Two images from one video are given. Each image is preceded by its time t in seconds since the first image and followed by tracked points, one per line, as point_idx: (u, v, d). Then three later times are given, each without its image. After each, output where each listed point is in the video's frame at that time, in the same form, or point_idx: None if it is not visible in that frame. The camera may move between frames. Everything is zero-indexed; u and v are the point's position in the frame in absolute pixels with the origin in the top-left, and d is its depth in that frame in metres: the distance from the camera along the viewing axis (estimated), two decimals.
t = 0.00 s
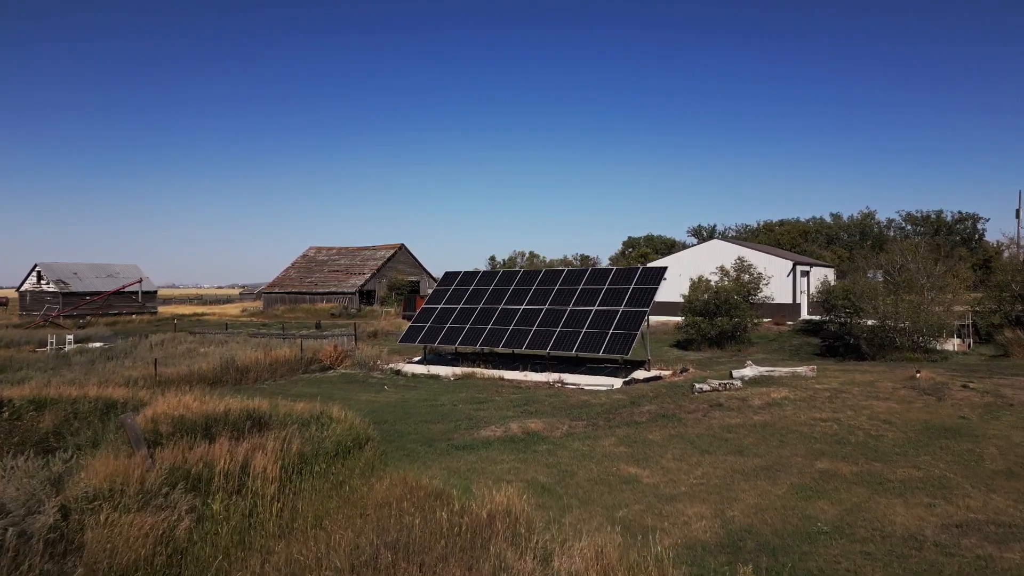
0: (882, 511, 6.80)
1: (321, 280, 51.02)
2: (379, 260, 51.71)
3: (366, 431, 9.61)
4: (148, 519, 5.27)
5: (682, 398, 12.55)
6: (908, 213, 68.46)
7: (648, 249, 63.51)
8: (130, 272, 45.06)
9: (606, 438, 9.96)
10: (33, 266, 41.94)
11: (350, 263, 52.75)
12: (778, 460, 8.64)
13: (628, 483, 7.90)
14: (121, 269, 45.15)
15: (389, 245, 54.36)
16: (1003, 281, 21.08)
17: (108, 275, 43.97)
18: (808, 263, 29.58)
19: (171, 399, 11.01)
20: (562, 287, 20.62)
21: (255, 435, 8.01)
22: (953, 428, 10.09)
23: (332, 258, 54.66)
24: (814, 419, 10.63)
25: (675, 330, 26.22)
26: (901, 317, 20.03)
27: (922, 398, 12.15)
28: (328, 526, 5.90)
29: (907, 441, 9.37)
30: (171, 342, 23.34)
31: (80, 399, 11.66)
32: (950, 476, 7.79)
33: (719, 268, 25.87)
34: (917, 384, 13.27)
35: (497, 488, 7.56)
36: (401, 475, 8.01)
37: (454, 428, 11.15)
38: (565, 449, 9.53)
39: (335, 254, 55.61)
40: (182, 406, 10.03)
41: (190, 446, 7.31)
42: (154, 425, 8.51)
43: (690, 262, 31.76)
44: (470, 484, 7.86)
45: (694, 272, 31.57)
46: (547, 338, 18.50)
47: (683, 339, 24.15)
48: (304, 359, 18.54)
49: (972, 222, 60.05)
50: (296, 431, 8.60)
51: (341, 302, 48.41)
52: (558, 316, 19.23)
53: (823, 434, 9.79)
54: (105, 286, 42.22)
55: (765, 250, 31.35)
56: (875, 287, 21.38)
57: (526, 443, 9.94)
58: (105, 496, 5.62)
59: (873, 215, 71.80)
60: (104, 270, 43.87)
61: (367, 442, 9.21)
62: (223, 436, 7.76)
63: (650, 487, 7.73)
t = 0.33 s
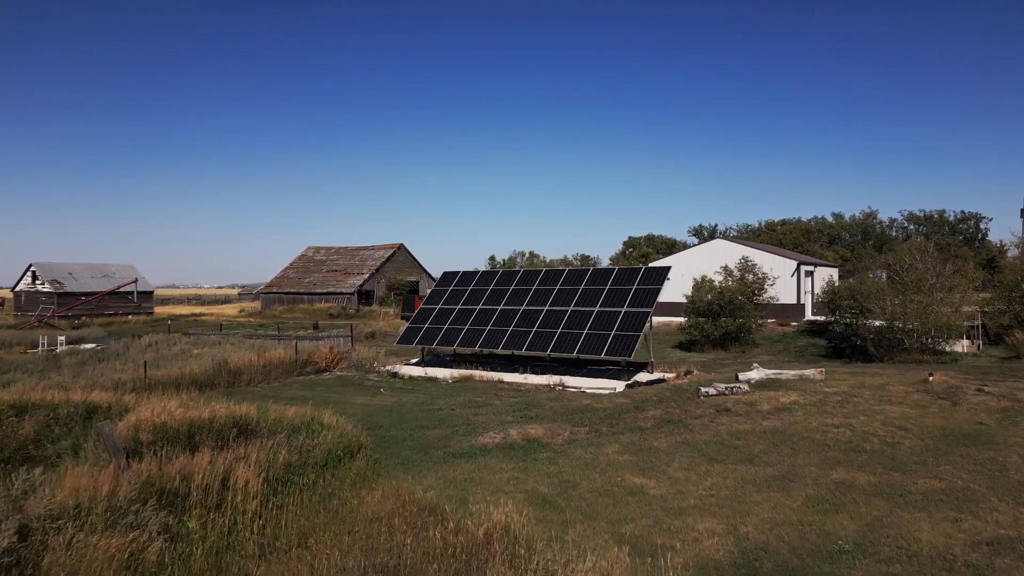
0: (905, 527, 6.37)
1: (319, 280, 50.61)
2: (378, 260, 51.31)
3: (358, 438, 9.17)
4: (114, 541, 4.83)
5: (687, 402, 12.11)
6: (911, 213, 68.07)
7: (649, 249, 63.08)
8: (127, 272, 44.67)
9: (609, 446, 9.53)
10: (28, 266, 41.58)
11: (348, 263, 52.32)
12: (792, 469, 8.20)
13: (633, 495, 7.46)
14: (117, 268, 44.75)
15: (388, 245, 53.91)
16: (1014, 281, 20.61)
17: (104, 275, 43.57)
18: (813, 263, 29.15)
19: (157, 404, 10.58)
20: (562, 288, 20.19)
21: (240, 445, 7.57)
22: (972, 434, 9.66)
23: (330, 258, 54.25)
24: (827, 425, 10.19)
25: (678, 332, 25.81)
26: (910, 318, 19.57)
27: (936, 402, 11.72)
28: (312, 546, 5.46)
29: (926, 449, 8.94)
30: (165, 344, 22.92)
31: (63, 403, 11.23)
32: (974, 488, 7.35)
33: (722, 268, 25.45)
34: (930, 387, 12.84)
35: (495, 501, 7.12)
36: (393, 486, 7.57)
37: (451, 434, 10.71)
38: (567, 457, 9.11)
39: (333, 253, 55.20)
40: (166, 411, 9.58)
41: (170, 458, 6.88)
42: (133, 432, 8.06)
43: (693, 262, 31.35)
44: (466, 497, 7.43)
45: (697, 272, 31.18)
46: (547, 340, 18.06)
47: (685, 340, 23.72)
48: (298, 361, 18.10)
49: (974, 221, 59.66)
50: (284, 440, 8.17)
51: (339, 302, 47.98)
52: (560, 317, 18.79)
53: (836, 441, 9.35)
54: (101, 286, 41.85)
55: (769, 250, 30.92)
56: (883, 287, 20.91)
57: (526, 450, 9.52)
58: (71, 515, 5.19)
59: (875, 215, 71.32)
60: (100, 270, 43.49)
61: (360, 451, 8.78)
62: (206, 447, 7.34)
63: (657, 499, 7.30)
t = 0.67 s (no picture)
0: (933, 545, 5.94)
1: (317, 280, 50.17)
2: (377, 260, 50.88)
3: (350, 446, 8.74)
4: (74, 566, 4.38)
5: (694, 406, 11.67)
6: (913, 213, 67.64)
7: (650, 249, 62.65)
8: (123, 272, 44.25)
9: (614, 454, 9.09)
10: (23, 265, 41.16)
11: (347, 263, 51.88)
12: (807, 480, 7.77)
13: (640, 508, 7.02)
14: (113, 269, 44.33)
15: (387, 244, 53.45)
16: None
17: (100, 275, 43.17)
18: (818, 263, 28.70)
19: (141, 409, 10.15)
20: (564, 288, 19.73)
21: (224, 455, 7.13)
22: (993, 442, 9.22)
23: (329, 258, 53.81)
24: (840, 432, 9.75)
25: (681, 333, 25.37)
26: (920, 318, 19.10)
27: (952, 407, 11.27)
28: (296, 569, 5.00)
29: (947, 458, 8.50)
30: (158, 345, 22.46)
31: (45, 408, 10.78)
32: (1003, 501, 6.92)
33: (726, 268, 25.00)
34: (945, 391, 12.39)
35: (493, 517, 6.67)
36: (386, 498, 7.12)
37: (449, 440, 10.27)
38: (569, 465, 8.68)
39: (331, 253, 54.75)
40: (149, 417, 9.15)
41: (148, 469, 6.44)
42: (112, 440, 7.62)
43: (695, 261, 30.90)
44: (464, 510, 6.98)
45: (700, 271, 30.75)
46: (548, 342, 17.62)
47: (689, 342, 23.27)
48: (293, 363, 17.65)
49: (977, 222, 59.25)
50: (272, 449, 7.75)
51: (338, 302, 47.53)
52: (561, 318, 18.35)
53: (852, 449, 8.91)
54: (97, 286, 41.45)
55: (773, 249, 30.48)
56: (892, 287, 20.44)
57: (526, 458, 9.09)
58: (28, 538, 4.75)
59: (878, 214, 70.76)
60: (96, 270, 43.07)
61: (352, 460, 8.35)
62: (186, 458, 6.90)
63: (666, 513, 6.86)
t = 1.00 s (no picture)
0: (966, 566, 5.50)
1: (316, 280, 49.74)
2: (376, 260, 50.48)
3: (341, 455, 8.29)
4: None
5: (701, 411, 11.22)
6: (916, 213, 67.22)
7: (650, 249, 62.23)
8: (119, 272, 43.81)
9: (619, 463, 8.64)
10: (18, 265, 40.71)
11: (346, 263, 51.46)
12: (825, 492, 7.32)
13: (647, 524, 6.57)
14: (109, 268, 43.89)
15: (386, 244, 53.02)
16: None
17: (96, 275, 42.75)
18: (823, 262, 28.27)
19: (124, 415, 9.72)
20: (565, 288, 19.28)
21: (205, 468, 6.69)
22: (1018, 450, 8.77)
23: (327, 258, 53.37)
24: (856, 439, 9.30)
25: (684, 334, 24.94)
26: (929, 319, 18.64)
27: (970, 413, 10.82)
28: None
29: (971, 468, 8.05)
30: (150, 347, 22.01)
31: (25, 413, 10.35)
32: None
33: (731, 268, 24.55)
34: (961, 396, 11.94)
35: (492, 535, 6.22)
36: (378, 512, 6.68)
37: (446, 448, 9.82)
38: (572, 475, 8.24)
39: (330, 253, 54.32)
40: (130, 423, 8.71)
41: (123, 483, 6.00)
42: (88, 449, 7.19)
43: (700, 261, 30.51)
44: (460, 527, 6.54)
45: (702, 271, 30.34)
46: (549, 343, 17.16)
47: (693, 343, 22.83)
48: (287, 366, 17.20)
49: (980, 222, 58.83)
50: (258, 460, 7.32)
51: (336, 302, 47.06)
52: (562, 319, 17.90)
53: (870, 458, 8.46)
54: (92, 287, 41.02)
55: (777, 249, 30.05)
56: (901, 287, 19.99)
57: (527, 467, 8.65)
58: None
59: (880, 213, 70.30)
60: (91, 270, 42.64)
61: (343, 470, 7.92)
62: (164, 471, 6.47)
63: (676, 529, 6.42)
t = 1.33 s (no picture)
0: None
1: (314, 280, 49.29)
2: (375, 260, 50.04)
3: (330, 465, 7.83)
4: None
5: (708, 417, 10.77)
6: (918, 213, 66.76)
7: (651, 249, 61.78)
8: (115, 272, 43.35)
9: (624, 473, 8.18)
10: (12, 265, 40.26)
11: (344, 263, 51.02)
12: (844, 506, 6.87)
13: (655, 542, 6.12)
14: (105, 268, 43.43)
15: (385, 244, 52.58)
16: None
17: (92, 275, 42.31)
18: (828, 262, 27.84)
19: (105, 421, 9.29)
20: (565, 289, 18.82)
21: (183, 482, 6.24)
22: None
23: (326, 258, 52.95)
24: (873, 447, 8.84)
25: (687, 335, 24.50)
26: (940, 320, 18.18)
27: (989, 418, 10.36)
28: None
29: (997, 479, 7.59)
30: (142, 348, 21.55)
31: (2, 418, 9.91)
32: None
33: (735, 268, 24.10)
34: (978, 400, 11.48)
35: (489, 556, 5.76)
36: (368, 529, 6.22)
37: (442, 456, 9.37)
38: (575, 487, 7.78)
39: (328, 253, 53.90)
40: (109, 431, 8.28)
41: (91, 501, 5.56)
42: (60, 461, 6.75)
43: (702, 261, 30.05)
44: (456, 544, 6.09)
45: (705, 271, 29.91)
46: (549, 346, 16.71)
47: (696, 344, 22.38)
48: (281, 368, 16.74)
49: (983, 222, 58.36)
50: (241, 472, 6.88)
51: (334, 302, 46.62)
52: (563, 320, 17.45)
53: (889, 468, 8.00)
54: (88, 287, 40.57)
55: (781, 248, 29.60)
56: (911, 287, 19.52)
57: (527, 478, 8.20)
58: None
59: (882, 213, 69.85)
60: (87, 270, 42.19)
61: (332, 482, 7.47)
62: (137, 487, 6.03)
63: (688, 548, 5.97)
